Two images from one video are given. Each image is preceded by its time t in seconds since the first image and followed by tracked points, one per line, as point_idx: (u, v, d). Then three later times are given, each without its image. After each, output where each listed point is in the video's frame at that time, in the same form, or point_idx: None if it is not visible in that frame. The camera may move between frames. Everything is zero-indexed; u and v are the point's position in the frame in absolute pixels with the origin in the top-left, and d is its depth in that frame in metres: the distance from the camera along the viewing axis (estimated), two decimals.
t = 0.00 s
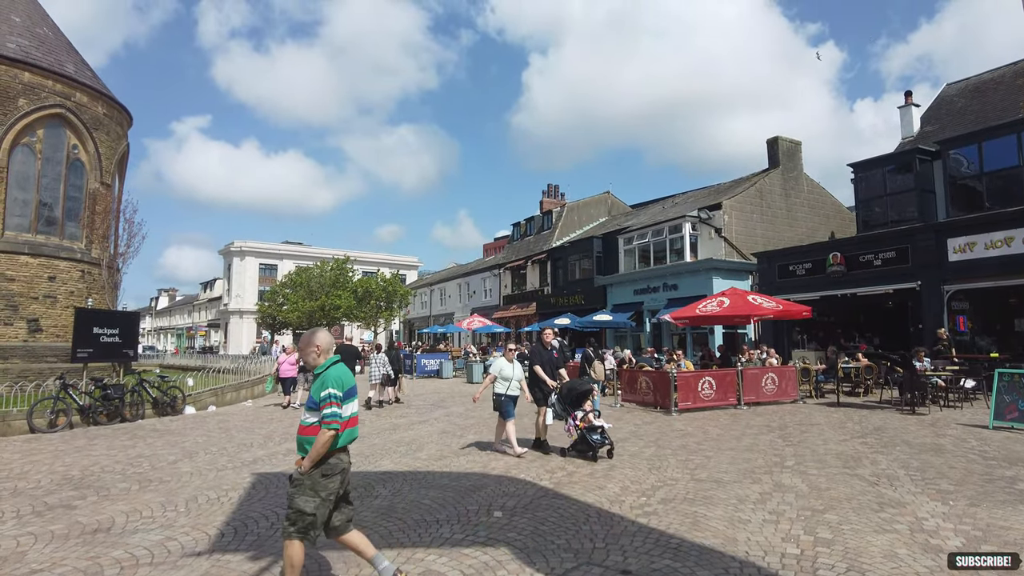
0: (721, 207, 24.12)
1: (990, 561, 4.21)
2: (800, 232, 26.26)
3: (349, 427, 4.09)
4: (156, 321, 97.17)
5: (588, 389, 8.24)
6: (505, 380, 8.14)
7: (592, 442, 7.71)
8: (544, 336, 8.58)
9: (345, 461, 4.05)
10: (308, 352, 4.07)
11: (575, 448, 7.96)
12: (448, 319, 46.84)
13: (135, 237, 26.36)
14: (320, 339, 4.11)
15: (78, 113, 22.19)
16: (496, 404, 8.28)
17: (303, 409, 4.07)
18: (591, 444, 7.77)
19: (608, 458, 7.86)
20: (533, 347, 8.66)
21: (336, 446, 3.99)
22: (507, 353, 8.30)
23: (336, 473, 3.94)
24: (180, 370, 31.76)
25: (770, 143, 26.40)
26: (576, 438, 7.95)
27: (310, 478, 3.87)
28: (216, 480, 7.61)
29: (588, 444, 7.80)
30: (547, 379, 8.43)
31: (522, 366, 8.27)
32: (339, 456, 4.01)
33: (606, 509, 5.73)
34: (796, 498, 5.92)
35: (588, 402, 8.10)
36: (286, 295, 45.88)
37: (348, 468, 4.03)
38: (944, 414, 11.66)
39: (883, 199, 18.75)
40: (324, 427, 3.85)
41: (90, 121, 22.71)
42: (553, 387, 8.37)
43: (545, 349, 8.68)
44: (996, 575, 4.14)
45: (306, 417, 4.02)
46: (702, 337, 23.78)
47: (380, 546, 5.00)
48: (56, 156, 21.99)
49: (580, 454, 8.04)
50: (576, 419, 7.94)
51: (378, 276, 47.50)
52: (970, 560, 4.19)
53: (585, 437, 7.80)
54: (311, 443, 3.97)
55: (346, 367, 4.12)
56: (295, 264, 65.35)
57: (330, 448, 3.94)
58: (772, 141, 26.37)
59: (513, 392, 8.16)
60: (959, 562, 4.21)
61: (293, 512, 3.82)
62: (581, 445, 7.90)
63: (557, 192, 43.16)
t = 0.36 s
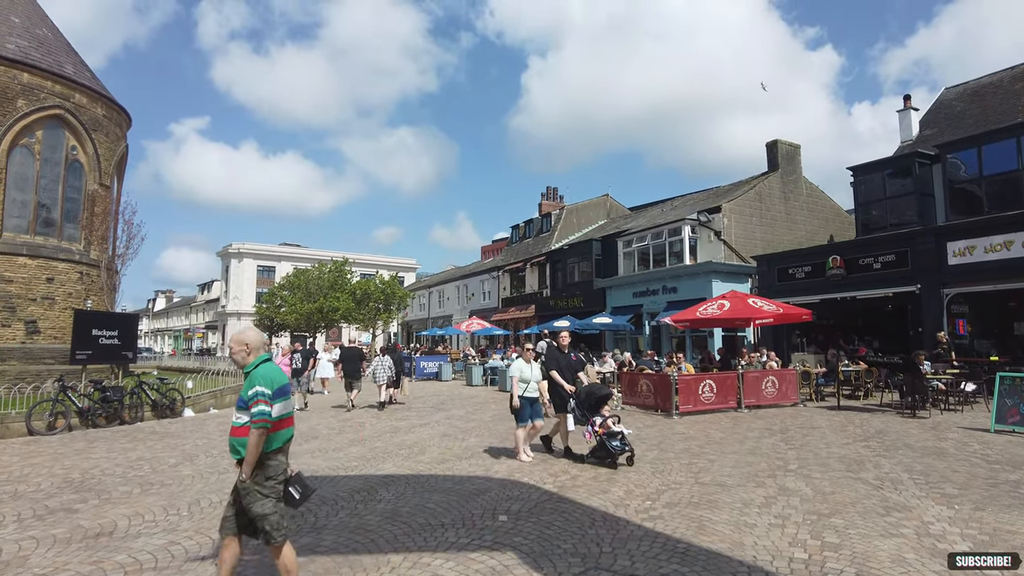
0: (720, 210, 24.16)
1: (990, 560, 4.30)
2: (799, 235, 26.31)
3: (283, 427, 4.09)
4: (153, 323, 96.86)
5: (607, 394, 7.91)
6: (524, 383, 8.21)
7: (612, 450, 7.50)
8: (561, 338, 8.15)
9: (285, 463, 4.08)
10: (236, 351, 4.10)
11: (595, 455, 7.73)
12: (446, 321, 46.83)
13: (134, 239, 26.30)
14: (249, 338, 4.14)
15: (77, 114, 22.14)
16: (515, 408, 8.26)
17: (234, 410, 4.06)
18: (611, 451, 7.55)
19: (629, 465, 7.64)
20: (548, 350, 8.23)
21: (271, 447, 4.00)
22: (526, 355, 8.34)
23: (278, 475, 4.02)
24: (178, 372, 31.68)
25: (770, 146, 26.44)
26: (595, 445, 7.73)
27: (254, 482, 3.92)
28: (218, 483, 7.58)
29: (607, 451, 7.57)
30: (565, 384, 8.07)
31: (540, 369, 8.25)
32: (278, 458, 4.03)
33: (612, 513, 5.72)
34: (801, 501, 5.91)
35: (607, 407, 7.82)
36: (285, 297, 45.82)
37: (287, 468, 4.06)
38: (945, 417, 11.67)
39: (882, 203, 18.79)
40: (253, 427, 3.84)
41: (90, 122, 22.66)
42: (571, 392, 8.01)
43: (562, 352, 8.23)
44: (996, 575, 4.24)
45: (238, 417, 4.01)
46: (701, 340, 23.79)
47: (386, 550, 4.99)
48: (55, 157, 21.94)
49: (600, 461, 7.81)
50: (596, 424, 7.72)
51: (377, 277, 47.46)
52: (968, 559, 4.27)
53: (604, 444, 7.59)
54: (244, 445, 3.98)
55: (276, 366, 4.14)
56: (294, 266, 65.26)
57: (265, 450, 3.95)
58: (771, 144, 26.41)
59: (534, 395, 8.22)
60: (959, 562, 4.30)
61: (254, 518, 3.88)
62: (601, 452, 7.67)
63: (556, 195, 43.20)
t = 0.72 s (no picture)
0: (716, 213, 24.24)
1: (989, 560, 4.37)
2: (795, 238, 26.41)
3: (197, 433, 3.99)
4: (147, 325, 96.34)
5: (625, 398, 7.86)
6: (547, 388, 7.84)
7: (633, 456, 7.31)
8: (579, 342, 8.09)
9: (194, 470, 4.00)
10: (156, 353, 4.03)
11: (614, 461, 7.53)
12: (442, 324, 46.77)
13: (128, 240, 26.15)
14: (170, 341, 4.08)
15: (72, 115, 22.03)
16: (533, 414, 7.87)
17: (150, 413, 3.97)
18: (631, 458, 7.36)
19: (649, 472, 7.47)
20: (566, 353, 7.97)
21: (182, 454, 3.92)
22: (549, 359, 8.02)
23: (183, 484, 3.90)
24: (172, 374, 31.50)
25: (765, 149, 26.55)
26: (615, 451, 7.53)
27: (154, 489, 3.80)
28: (215, 486, 7.52)
29: (628, 457, 7.39)
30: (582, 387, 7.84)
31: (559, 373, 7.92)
32: (186, 465, 3.94)
33: (613, 516, 5.70)
34: (801, 505, 5.90)
35: (626, 412, 7.70)
36: (280, 300, 45.66)
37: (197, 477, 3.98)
38: (941, 420, 11.71)
39: (877, 206, 18.88)
40: (167, 432, 3.79)
41: (85, 123, 22.56)
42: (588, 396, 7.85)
43: (580, 354, 8.04)
44: (996, 574, 4.31)
45: (152, 421, 3.93)
46: (698, 343, 23.83)
47: (387, 554, 4.96)
48: (49, 158, 21.80)
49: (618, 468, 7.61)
50: (614, 430, 7.56)
51: (373, 280, 47.38)
52: (969, 559, 4.33)
53: (624, 450, 7.41)
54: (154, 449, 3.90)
55: (196, 370, 4.08)
56: (289, 268, 65.07)
57: (175, 456, 3.87)
58: (767, 148, 26.52)
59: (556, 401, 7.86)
60: (959, 562, 4.37)
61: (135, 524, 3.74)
62: (620, 458, 7.47)
63: (552, 198, 43.24)
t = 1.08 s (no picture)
0: (712, 215, 24.27)
1: (990, 560, 4.39)
2: (790, 240, 26.48)
3: (100, 448, 3.63)
4: (140, 326, 95.75)
5: (644, 402, 7.46)
6: (562, 390, 7.40)
7: (654, 462, 7.04)
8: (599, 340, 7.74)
9: (92, 486, 3.61)
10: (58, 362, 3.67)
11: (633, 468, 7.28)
12: (437, 325, 46.66)
13: (121, 241, 25.95)
14: (75, 347, 3.73)
15: (64, 114, 21.86)
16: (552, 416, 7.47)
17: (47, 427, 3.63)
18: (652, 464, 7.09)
19: (670, 479, 7.20)
20: (586, 353, 7.85)
21: (79, 469, 3.55)
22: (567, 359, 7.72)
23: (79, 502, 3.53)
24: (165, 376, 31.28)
25: (761, 152, 26.63)
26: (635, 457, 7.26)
27: (42, 507, 3.45)
28: (209, 489, 7.43)
29: (648, 463, 7.12)
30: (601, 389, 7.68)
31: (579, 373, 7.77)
32: (84, 480, 3.58)
33: (612, 519, 5.66)
34: (801, 507, 5.87)
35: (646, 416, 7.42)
36: (274, 301, 45.46)
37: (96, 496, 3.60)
38: (937, 422, 11.73)
39: (872, 209, 18.93)
40: (61, 449, 3.44)
41: (77, 122, 22.39)
42: (606, 398, 7.61)
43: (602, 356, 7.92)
44: (997, 575, 4.32)
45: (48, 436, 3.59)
46: (693, 345, 23.84)
47: (385, 558, 4.90)
48: (42, 157, 21.61)
49: (638, 475, 7.35)
50: (636, 434, 7.31)
51: (368, 281, 47.23)
52: (969, 559, 4.35)
53: (644, 456, 7.14)
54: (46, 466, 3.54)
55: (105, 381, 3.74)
56: (283, 269, 64.81)
57: (70, 472, 3.52)
58: (762, 150, 26.59)
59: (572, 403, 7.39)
60: (959, 561, 4.38)
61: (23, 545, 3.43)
62: (641, 464, 7.20)
63: (547, 199, 43.21)
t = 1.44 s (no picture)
0: (708, 216, 24.23)
1: (990, 561, 4.37)
2: (786, 242, 26.47)
3: None
4: (133, 328, 95.17)
5: (666, 405, 7.03)
6: (578, 395, 7.20)
7: (678, 468, 6.76)
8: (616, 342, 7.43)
9: None
10: None
11: (655, 475, 7.00)
12: (432, 326, 46.51)
13: (114, 241, 25.73)
14: None
15: (56, 113, 21.67)
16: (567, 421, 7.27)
17: None
18: (675, 471, 6.82)
19: (693, 486, 6.92)
20: (603, 356, 7.47)
21: None
22: (581, 363, 7.40)
23: None
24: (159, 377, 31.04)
25: (757, 153, 26.63)
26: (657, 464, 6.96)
27: None
28: (200, 493, 7.30)
29: (671, 470, 6.85)
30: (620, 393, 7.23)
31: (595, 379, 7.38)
32: None
33: (610, 524, 5.56)
34: (801, 511, 5.79)
35: (668, 421, 7.03)
36: (269, 302, 45.26)
37: None
38: (935, 424, 11.68)
39: (869, 211, 18.91)
40: None
41: (70, 121, 22.20)
42: (626, 403, 7.14)
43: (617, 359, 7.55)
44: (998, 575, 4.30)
45: None
46: (690, 346, 23.79)
47: (379, 564, 4.79)
48: (34, 157, 21.39)
49: (660, 482, 7.08)
50: (657, 440, 7.01)
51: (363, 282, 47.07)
52: (968, 559, 4.34)
53: (667, 462, 6.87)
54: None
55: None
56: (278, 270, 64.54)
57: None
58: (758, 152, 26.59)
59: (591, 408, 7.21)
60: (959, 562, 4.36)
61: None
62: (662, 471, 6.93)
63: (543, 200, 43.13)
